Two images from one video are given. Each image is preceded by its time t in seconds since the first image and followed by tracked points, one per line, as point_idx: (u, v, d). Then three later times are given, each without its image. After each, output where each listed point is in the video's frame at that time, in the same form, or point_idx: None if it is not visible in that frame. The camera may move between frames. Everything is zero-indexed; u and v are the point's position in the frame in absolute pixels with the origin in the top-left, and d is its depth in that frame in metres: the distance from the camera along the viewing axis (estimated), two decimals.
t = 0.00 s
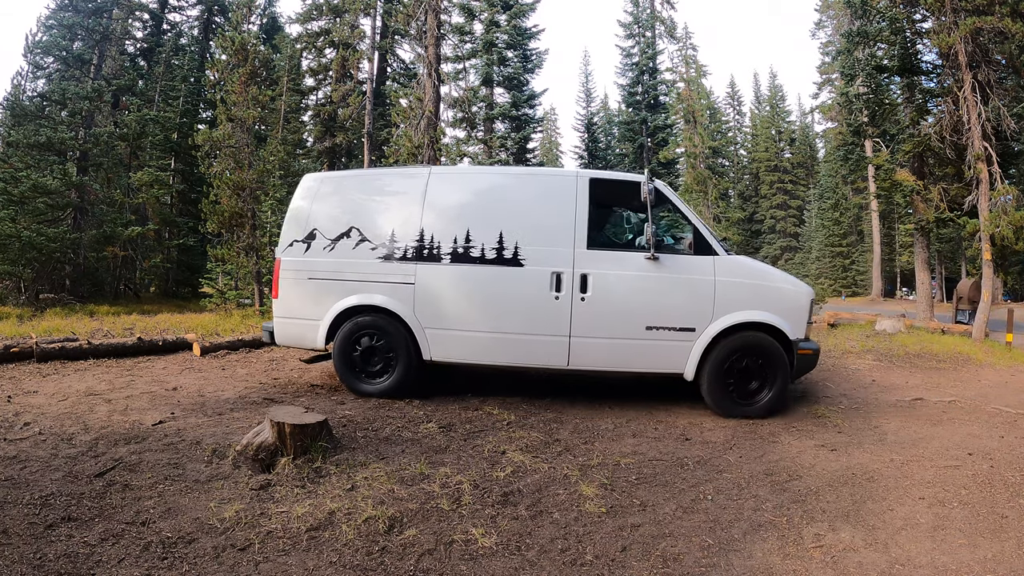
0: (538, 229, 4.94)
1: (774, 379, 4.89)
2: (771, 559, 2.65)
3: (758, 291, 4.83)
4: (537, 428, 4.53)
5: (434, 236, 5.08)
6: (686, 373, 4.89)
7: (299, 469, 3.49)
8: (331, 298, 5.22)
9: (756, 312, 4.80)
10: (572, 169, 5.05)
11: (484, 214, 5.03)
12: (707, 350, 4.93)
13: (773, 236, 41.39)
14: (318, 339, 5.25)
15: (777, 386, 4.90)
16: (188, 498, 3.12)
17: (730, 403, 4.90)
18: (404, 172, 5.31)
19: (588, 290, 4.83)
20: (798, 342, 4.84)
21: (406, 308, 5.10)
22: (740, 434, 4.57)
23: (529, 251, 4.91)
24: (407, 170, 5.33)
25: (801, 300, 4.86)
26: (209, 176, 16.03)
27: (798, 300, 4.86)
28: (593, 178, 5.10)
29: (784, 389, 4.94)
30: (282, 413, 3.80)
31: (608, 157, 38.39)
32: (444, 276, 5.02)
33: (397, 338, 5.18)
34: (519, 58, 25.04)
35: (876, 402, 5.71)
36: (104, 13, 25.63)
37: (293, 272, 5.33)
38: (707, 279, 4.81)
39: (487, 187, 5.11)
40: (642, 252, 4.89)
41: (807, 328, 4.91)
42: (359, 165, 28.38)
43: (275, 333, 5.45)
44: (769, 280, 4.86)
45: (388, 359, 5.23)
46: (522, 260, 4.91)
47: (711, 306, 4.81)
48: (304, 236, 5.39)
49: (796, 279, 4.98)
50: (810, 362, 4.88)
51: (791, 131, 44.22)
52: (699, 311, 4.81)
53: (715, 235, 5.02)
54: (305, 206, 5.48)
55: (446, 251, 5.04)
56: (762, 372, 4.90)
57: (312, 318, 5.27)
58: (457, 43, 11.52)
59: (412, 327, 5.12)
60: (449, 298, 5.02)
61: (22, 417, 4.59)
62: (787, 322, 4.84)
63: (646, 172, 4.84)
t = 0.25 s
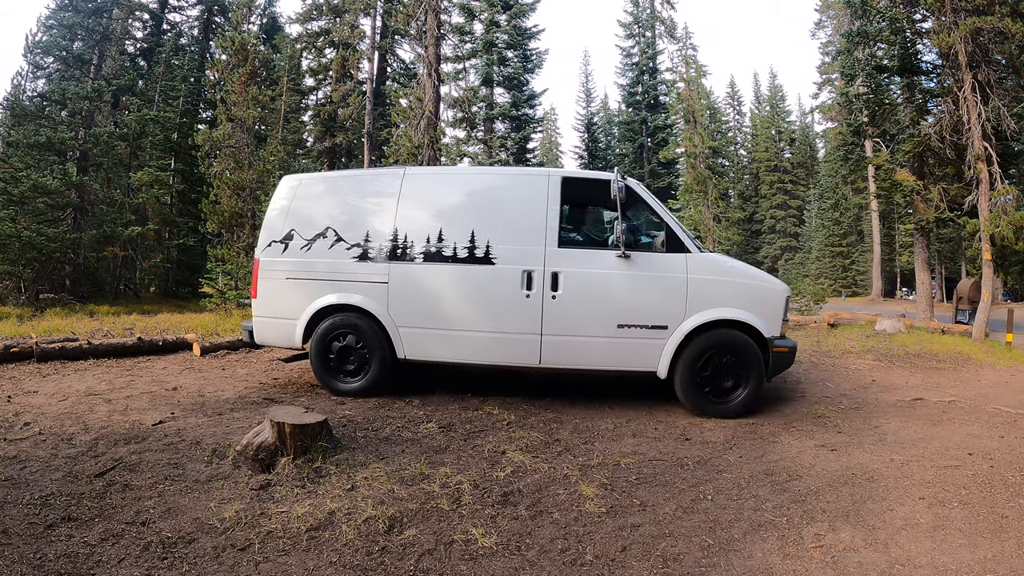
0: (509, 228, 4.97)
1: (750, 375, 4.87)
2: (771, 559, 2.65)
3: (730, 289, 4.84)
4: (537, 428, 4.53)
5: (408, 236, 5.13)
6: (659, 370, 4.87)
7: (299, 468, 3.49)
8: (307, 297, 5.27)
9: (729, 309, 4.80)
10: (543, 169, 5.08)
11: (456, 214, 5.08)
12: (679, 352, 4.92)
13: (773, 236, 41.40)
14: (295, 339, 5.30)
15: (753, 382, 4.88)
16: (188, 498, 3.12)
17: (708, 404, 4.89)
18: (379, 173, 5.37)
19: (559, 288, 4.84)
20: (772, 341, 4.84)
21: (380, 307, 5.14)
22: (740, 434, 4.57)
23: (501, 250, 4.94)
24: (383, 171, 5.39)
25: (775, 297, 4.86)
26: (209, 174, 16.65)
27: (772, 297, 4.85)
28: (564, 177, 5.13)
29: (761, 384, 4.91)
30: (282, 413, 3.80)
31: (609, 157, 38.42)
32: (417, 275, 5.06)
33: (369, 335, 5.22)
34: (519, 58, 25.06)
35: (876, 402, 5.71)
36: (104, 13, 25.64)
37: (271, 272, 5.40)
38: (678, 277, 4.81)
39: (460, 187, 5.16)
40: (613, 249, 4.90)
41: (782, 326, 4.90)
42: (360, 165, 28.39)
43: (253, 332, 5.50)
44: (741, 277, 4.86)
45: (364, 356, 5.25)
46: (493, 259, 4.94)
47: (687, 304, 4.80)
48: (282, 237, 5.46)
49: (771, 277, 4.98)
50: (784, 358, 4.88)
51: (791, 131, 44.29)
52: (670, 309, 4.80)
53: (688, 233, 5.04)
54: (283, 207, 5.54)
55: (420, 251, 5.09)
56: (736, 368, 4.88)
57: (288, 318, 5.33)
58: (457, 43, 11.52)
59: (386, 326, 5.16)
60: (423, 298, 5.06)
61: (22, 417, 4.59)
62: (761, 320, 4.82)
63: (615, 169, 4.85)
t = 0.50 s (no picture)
0: (482, 227, 5.00)
1: (725, 370, 4.85)
2: (771, 559, 2.64)
3: (704, 288, 4.81)
4: (537, 428, 4.53)
5: (382, 235, 5.18)
6: (632, 369, 4.87)
7: (299, 468, 3.49)
8: (286, 296, 5.34)
9: (703, 308, 4.78)
10: (516, 167, 5.11)
11: (431, 214, 5.12)
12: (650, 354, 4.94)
13: (773, 236, 41.40)
14: (274, 337, 5.38)
15: (729, 377, 4.85)
16: (188, 498, 3.12)
17: (686, 405, 4.90)
18: (357, 173, 5.43)
19: (531, 287, 4.85)
20: (748, 341, 4.81)
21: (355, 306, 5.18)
22: (740, 434, 4.57)
23: (474, 249, 4.97)
24: (361, 171, 5.44)
25: (751, 297, 4.82)
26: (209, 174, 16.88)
27: (748, 296, 4.81)
28: (538, 176, 5.15)
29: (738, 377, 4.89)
30: (282, 413, 3.80)
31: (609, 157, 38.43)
32: (392, 273, 5.10)
33: (339, 323, 5.26)
34: (519, 58, 25.09)
35: (875, 402, 5.72)
36: (104, 13, 25.64)
37: (251, 271, 5.47)
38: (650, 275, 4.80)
39: (434, 186, 5.21)
40: (585, 248, 4.90)
41: (758, 326, 4.86)
42: (359, 165, 28.41)
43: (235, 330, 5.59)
44: (716, 276, 4.83)
45: (341, 344, 5.27)
46: (466, 258, 4.97)
47: (667, 302, 4.80)
48: (262, 236, 5.51)
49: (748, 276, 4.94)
50: (762, 356, 4.82)
51: (791, 131, 44.33)
52: (642, 308, 4.79)
53: (663, 233, 5.02)
54: (262, 207, 5.60)
55: (394, 250, 5.14)
56: (710, 364, 4.87)
57: (268, 316, 5.40)
58: (457, 43, 11.52)
59: (362, 326, 5.20)
60: (400, 296, 5.09)
61: (22, 417, 4.59)
62: (736, 320, 4.80)
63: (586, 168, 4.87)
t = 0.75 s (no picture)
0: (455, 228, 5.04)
1: (699, 367, 4.86)
2: (771, 559, 2.64)
3: (678, 289, 4.82)
4: (537, 428, 4.53)
5: (358, 236, 5.24)
6: (605, 369, 4.89)
7: (299, 468, 3.49)
8: (264, 296, 5.40)
9: (679, 308, 4.79)
10: (490, 168, 5.15)
11: (406, 215, 5.17)
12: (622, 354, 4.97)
13: (773, 236, 41.40)
14: (254, 337, 5.45)
15: (704, 373, 4.86)
16: (188, 498, 3.12)
17: (662, 404, 4.91)
18: (334, 174, 5.48)
19: (503, 287, 4.88)
20: (723, 340, 4.81)
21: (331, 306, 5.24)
22: (740, 434, 4.57)
23: (448, 249, 5.01)
24: (338, 172, 5.49)
25: (726, 296, 4.82)
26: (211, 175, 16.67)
27: (722, 296, 4.82)
28: (512, 176, 5.18)
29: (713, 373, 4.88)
30: (281, 413, 3.80)
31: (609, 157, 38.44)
32: (367, 274, 5.15)
33: (305, 318, 5.34)
34: (518, 58, 25.13)
35: (875, 402, 5.72)
36: (104, 13, 25.61)
37: (231, 272, 5.54)
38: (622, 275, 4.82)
39: (410, 187, 5.26)
40: (558, 248, 4.92)
41: (734, 325, 4.85)
42: (359, 165, 28.42)
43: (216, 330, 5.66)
44: (689, 275, 4.84)
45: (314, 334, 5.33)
46: (439, 258, 5.02)
47: (651, 301, 4.80)
48: (241, 238, 5.59)
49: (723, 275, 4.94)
50: (738, 355, 4.82)
51: (791, 131, 44.35)
52: (615, 308, 4.81)
53: (637, 233, 5.03)
54: (243, 209, 5.67)
55: (370, 251, 5.19)
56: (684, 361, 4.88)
57: (248, 317, 5.46)
58: (457, 43, 11.52)
59: (339, 327, 5.25)
60: (376, 297, 5.13)
61: (22, 417, 4.58)
62: (711, 320, 4.80)
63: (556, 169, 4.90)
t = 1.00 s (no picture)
0: (430, 228, 5.09)
1: (673, 365, 4.84)
2: (771, 559, 2.64)
3: (653, 288, 4.83)
4: (537, 428, 4.53)
5: (335, 236, 5.30)
6: (579, 369, 4.89)
7: (299, 469, 3.49)
8: (245, 295, 5.51)
9: (655, 307, 4.79)
10: (465, 167, 5.18)
11: (382, 215, 5.23)
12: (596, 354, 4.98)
13: (773, 236, 41.38)
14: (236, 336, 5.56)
15: (679, 371, 4.84)
16: (188, 498, 3.12)
17: (639, 404, 4.90)
18: (314, 175, 5.54)
19: (475, 286, 4.90)
20: (698, 339, 4.81)
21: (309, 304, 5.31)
22: (740, 434, 4.57)
23: (423, 249, 5.06)
24: (318, 173, 5.55)
25: (701, 295, 4.83)
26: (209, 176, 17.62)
27: (696, 295, 4.82)
28: (487, 176, 5.22)
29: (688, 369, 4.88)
30: (282, 413, 3.81)
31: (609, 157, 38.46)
32: (344, 273, 5.21)
33: (276, 316, 5.46)
34: (518, 58, 25.18)
35: (874, 402, 5.72)
36: (104, 13, 25.58)
37: (214, 272, 5.65)
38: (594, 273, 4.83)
39: (387, 187, 5.30)
40: (531, 247, 4.94)
41: (708, 324, 4.86)
42: (359, 165, 28.43)
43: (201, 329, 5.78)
44: (663, 275, 4.85)
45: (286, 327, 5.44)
46: (414, 258, 5.06)
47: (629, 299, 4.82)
48: (224, 238, 5.69)
49: (699, 274, 4.95)
50: (712, 353, 4.82)
51: (791, 131, 44.35)
52: (589, 307, 4.82)
53: (612, 233, 5.05)
54: (226, 209, 5.77)
55: (347, 250, 5.25)
56: (659, 359, 4.87)
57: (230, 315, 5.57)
58: (457, 43, 11.52)
59: (317, 326, 5.32)
60: (354, 296, 5.19)
61: (22, 417, 4.59)
62: (686, 320, 4.81)
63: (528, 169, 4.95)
